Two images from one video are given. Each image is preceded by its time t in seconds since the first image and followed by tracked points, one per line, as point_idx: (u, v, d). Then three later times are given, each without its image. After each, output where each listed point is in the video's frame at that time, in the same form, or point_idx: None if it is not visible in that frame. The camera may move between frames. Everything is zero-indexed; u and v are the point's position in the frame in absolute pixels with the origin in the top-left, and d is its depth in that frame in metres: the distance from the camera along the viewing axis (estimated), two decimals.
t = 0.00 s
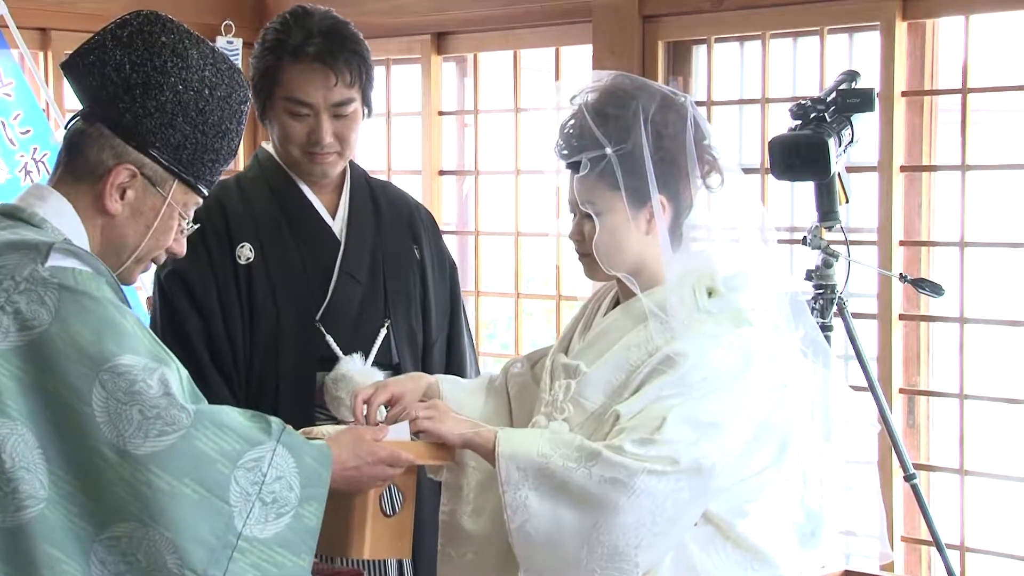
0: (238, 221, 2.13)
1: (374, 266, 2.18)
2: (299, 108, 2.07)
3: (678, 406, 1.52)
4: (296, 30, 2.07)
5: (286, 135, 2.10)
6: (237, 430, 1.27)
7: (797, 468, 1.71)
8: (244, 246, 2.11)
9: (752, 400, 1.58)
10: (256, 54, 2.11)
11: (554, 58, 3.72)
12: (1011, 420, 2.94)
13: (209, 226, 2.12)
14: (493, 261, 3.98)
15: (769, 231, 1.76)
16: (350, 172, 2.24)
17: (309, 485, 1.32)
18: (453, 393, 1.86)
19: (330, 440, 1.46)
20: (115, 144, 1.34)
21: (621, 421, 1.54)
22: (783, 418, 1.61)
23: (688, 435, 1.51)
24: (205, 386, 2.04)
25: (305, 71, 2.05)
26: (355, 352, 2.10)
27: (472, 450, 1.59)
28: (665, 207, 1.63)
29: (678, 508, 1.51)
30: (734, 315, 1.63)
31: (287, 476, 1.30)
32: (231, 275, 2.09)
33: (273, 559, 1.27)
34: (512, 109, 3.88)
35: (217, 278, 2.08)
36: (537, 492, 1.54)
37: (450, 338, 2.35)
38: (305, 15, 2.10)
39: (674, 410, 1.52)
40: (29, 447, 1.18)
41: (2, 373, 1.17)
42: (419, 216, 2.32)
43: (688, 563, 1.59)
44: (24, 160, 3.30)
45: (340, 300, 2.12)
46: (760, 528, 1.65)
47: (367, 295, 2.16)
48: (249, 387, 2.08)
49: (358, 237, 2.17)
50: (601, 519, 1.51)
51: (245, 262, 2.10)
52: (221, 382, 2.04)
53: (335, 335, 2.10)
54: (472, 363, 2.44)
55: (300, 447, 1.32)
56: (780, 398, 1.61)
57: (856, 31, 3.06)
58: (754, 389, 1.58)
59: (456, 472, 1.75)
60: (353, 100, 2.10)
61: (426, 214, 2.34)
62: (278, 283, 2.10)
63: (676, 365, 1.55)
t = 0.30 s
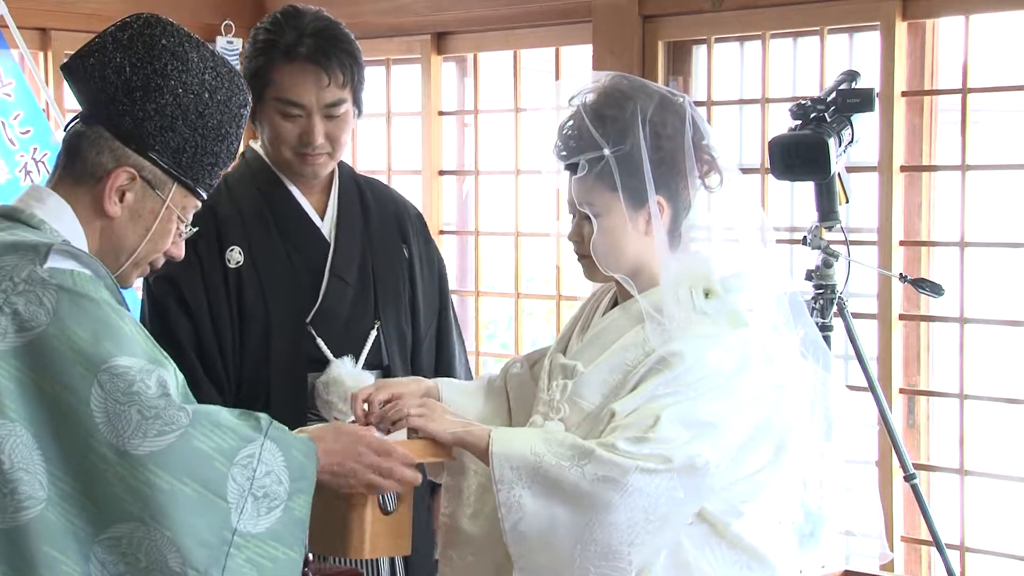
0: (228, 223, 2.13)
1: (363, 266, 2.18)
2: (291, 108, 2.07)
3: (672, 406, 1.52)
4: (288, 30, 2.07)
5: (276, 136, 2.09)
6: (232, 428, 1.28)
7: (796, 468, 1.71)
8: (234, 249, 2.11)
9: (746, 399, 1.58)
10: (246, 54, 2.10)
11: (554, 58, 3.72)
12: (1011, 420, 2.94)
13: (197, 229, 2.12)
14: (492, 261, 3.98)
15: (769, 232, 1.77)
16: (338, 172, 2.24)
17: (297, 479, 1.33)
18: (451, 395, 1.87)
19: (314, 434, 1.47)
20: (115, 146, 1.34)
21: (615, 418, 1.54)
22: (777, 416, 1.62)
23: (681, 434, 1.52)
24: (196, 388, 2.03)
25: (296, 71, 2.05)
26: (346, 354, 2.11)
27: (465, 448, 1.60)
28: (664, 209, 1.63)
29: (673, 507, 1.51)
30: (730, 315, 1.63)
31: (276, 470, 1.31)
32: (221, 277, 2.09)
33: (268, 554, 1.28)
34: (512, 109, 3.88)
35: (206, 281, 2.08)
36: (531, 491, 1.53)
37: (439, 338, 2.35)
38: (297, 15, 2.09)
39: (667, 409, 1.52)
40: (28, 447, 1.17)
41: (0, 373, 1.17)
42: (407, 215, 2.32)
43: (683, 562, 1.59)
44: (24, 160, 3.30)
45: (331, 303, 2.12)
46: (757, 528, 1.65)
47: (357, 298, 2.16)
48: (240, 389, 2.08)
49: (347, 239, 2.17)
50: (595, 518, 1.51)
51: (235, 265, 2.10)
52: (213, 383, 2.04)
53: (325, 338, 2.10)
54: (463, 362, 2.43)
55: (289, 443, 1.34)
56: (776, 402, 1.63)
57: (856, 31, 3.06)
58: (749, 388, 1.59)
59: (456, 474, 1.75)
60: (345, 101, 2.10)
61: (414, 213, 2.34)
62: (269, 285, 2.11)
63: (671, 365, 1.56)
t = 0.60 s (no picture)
0: (214, 225, 2.09)
1: (348, 267, 2.18)
2: (280, 109, 2.05)
3: (667, 406, 1.52)
4: (278, 31, 2.06)
5: (265, 138, 2.08)
6: (218, 416, 1.29)
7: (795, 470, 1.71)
8: (220, 253, 2.08)
9: (743, 399, 1.58)
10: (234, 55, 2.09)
11: (554, 58, 3.72)
12: (1011, 420, 2.94)
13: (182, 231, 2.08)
14: (492, 260, 3.98)
15: (770, 232, 1.75)
16: (322, 174, 2.23)
17: (271, 454, 1.34)
18: (456, 402, 1.86)
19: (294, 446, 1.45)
20: (117, 148, 1.34)
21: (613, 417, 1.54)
22: (777, 417, 1.61)
23: (677, 434, 1.52)
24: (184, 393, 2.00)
25: (286, 72, 2.04)
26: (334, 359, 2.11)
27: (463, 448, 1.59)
28: (661, 209, 1.63)
29: (670, 507, 1.51)
30: (728, 316, 1.63)
31: (251, 450, 1.32)
32: (208, 280, 2.06)
33: (257, 531, 1.31)
34: (512, 109, 3.88)
35: (193, 284, 2.05)
36: (528, 490, 1.54)
37: (422, 340, 2.35)
38: (285, 16, 2.09)
39: (664, 408, 1.52)
40: (28, 443, 1.19)
41: None
42: (393, 220, 2.32)
43: (681, 563, 1.59)
44: (24, 160, 3.30)
45: (319, 307, 2.11)
46: (756, 528, 1.65)
47: (344, 302, 2.15)
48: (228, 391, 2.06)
49: (334, 242, 2.16)
50: (592, 517, 1.51)
51: (221, 270, 2.07)
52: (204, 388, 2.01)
53: (313, 342, 2.09)
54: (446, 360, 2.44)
55: (254, 422, 1.33)
56: (774, 401, 1.61)
57: (856, 31, 3.06)
58: (746, 389, 1.58)
59: (460, 481, 1.75)
60: (334, 102, 2.10)
61: (399, 213, 2.34)
62: (256, 290, 2.08)
63: (668, 363, 1.56)
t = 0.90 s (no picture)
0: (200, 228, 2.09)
1: (332, 269, 2.18)
2: (269, 110, 2.06)
3: (667, 406, 1.52)
4: (266, 31, 2.06)
5: (253, 139, 2.08)
6: (213, 419, 1.34)
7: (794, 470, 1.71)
8: (204, 257, 2.07)
9: (743, 399, 1.58)
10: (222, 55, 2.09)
11: (554, 58, 3.72)
12: (1011, 420, 2.94)
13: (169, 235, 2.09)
14: (491, 260, 3.98)
15: (769, 232, 1.75)
16: (305, 177, 2.22)
17: (265, 461, 1.39)
18: (457, 403, 1.86)
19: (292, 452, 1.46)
20: (115, 151, 1.34)
21: (614, 417, 1.54)
22: (778, 418, 1.61)
23: (678, 433, 1.52)
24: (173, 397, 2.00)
25: (276, 73, 2.04)
26: (317, 364, 2.11)
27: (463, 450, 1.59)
28: (661, 209, 1.63)
29: (671, 507, 1.51)
30: (728, 316, 1.63)
31: (245, 455, 1.36)
32: (193, 284, 2.06)
33: (248, 536, 1.36)
34: (511, 109, 3.88)
35: (180, 287, 2.05)
36: (529, 491, 1.53)
37: (402, 342, 2.36)
38: (274, 17, 2.09)
39: (666, 408, 1.52)
40: (26, 440, 1.23)
41: None
42: (373, 213, 2.32)
43: (682, 563, 1.59)
44: (24, 160, 3.30)
45: (303, 311, 2.10)
46: (756, 528, 1.65)
47: (328, 304, 2.15)
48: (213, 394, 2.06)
49: (317, 245, 2.16)
50: (593, 517, 1.51)
51: (205, 275, 2.07)
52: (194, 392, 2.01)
53: (294, 345, 2.09)
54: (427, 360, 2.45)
55: (251, 429, 1.38)
56: (773, 401, 1.61)
57: (856, 31, 3.06)
58: (746, 389, 1.58)
59: (460, 482, 1.75)
60: (322, 105, 2.11)
61: (379, 209, 2.34)
62: (240, 294, 2.08)
63: (669, 363, 1.56)
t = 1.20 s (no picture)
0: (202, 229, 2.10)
1: (333, 268, 2.18)
2: (271, 109, 2.06)
3: (668, 407, 1.52)
4: (270, 30, 2.06)
5: (254, 138, 2.08)
6: (202, 422, 1.36)
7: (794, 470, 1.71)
8: (206, 256, 2.07)
9: (743, 399, 1.58)
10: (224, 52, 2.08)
11: (554, 58, 3.71)
12: (1011, 420, 2.94)
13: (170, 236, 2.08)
14: (492, 260, 3.98)
15: (769, 232, 1.75)
16: (305, 177, 2.22)
17: (257, 465, 1.39)
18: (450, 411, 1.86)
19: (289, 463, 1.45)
20: (114, 156, 1.35)
21: (614, 419, 1.54)
22: (778, 418, 1.62)
23: (679, 433, 1.52)
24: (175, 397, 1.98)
25: (278, 72, 2.04)
26: (318, 362, 2.12)
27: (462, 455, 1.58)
28: (661, 211, 1.63)
29: (672, 507, 1.51)
30: (728, 316, 1.63)
31: (235, 460, 1.37)
32: (195, 284, 2.06)
33: (239, 540, 1.36)
34: (512, 109, 3.88)
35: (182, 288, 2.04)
36: (530, 494, 1.53)
37: (405, 342, 2.35)
38: (276, 15, 2.09)
39: (667, 409, 1.52)
40: (16, 436, 1.24)
41: None
42: (373, 208, 2.32)
43: (683, 564, 1.59)
44: (24, 160, 3.30)
45: (303, 309, 2.12)
46: (756, 528, 1.65)
47: (330, 303, 2.16)
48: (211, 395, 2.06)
49: (317, 244, 2.17)
50: (595, 518, 1.51)
51: (206, 274, 2.07)
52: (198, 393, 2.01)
53: (297, 344, 2.10)
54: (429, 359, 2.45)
55: (242, 433, 1.39)
56: (774, 402, 1.61)
57: (856, 32, 3.06)
58: (746, 390, 1.59)
59: (460, 489, 1.74)
60: (323, 104, 2.11)
61: (381, 208, 2.34)
62: (240, 294, 2.08)
63: (670, 364, 1.56)
